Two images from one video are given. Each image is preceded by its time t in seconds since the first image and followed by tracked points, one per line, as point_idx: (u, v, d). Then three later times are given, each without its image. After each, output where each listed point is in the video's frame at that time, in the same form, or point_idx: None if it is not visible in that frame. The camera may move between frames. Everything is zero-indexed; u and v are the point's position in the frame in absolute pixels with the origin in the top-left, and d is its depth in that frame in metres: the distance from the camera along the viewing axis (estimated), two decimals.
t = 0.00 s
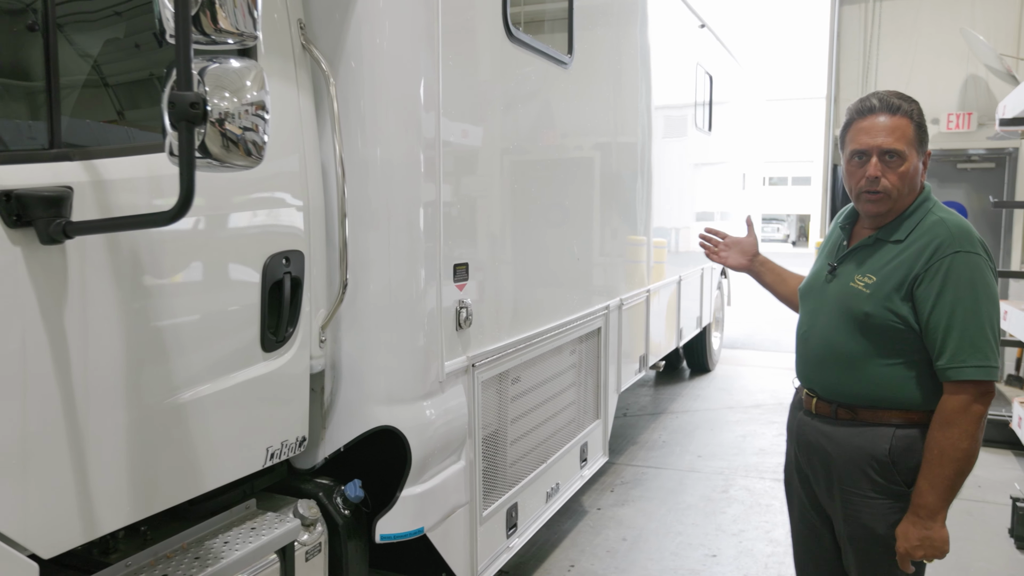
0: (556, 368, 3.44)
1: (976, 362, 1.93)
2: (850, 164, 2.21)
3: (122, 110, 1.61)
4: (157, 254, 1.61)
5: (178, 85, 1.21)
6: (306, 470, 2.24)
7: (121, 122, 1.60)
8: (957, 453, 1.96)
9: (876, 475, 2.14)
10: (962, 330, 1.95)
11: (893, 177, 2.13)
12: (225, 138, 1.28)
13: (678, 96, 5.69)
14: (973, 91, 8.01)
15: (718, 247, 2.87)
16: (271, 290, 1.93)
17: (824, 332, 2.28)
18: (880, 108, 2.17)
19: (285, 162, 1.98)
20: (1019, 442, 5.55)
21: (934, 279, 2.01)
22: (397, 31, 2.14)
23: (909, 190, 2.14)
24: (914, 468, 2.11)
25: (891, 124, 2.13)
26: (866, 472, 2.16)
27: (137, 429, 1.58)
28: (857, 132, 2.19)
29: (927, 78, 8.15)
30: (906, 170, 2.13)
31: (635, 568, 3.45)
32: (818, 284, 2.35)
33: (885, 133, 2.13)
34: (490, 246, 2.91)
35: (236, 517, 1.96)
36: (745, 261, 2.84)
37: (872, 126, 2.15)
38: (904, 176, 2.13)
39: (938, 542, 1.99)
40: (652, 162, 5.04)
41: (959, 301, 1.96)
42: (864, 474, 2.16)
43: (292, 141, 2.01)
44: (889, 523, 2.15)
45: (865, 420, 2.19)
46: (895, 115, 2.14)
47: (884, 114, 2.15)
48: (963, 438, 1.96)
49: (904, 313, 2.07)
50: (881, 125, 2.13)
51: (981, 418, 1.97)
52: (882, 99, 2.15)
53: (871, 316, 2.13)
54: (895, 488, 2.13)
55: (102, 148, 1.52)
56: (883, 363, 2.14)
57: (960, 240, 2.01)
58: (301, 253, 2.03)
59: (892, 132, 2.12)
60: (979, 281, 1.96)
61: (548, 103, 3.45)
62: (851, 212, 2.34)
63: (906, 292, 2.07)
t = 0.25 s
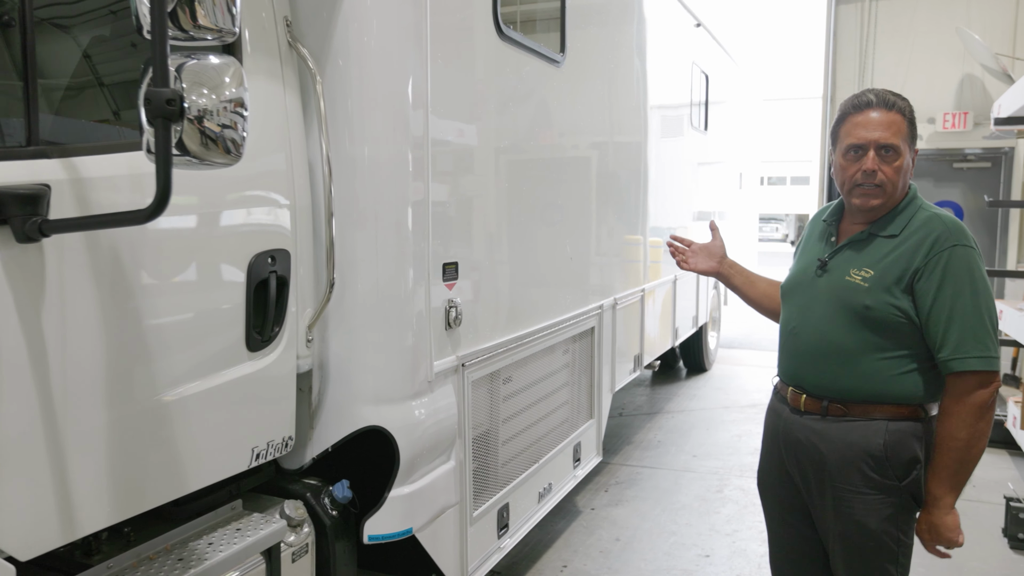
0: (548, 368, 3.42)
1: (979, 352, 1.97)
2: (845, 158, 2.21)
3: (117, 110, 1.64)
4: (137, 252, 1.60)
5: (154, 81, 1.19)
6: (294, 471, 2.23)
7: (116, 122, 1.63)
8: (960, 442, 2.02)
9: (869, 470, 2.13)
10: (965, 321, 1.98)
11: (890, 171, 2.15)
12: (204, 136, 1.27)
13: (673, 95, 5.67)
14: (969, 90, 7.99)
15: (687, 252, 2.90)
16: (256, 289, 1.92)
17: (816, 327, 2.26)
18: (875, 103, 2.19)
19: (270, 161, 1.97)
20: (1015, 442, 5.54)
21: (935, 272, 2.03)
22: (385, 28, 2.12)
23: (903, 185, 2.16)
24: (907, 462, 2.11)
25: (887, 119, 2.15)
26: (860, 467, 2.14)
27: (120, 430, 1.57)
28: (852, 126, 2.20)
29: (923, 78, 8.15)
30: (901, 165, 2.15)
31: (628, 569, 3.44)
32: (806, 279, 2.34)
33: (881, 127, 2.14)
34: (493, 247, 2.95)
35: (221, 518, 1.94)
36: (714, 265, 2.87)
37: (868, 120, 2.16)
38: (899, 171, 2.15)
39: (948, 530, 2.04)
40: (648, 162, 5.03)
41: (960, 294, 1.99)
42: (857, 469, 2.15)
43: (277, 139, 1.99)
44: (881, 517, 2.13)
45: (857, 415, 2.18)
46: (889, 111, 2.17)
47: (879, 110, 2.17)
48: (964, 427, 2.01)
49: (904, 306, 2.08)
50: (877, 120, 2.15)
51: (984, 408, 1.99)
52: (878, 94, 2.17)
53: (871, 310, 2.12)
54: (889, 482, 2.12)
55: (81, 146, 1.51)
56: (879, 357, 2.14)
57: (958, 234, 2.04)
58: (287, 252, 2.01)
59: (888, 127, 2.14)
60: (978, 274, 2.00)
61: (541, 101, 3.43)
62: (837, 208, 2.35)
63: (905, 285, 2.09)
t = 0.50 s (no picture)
0: (542, 367, 3.41)
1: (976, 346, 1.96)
2: (829, 155, 2.22)
3: (113, 109, 1.67)
4: (120, 251, 1.59)
5: (132, 77, 1.17)
6: (283, 470, 2.22)
7: (112, 121, 1.66)
8: (965, 435, 2.00)
9: (864, 467, 2.13)
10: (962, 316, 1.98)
11: (873, 165, 2.15)
12: (184, 133, 1.26)
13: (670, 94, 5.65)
14: (967, 90, 7.98)
15: (668, 255, 2.93)
16: (242, 288, 1.91)
17: (809, 325, 2.24)
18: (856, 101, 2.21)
19: (257, 159, 1.96)
20: (1011, 442, 5.53)
21: (929, 268, 2.02)
22: (373, 26, 2.10)
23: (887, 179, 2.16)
24: (900, 460, 2.10)
25: (868, 115, 2.16)
26: (855, 463, 2.13)
27: (102, 431, 1.56)
28: (834, 123, 2.21)
29: (920, 77, 8.13)
30: (884, 159, 2.15)
31: (621, 569, 3.43)
32: (796, 278, 2.32)
33: (863, 122, 2.16)
34: (483, 246, 2.90)
35: (208, 519, 1.92)
36: (693, 265, 2.90)
37: (850, 116, 2.17)
38: (883, 165, 2.15)
39: (952, 524, 2.01)
40: (644, 161, 5.01)
41: (955, 288, 1.99)
42: (852, 466, 2.14)
43: (265, 138, 1.98)
44: (874, 515, 2.12)
45: (851, 412, 2.18)
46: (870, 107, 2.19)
47: (860, 106, 2.19)
48: (970, 420, 2.00)
49: (899, 302, 2.07)
50: (858, 115, 2.17)
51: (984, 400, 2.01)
52: (858, 91, 2.19)
53: (866, 307, 2.11)
54: (882, 479, 2.12)
55: (65, 143, 1.51)
56: (873, 354, 2.13)
57: (948, 230, 2.05)
58: (275, 251, 2.00)
59: (870, 122, 2.15)
60: (971, 269, 2.00)
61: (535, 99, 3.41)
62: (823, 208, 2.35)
63: (898, 282, 2.08)
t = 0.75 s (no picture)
0: (535, 367, 3.40)
1: (966, 338, 1.96)
2: (809, 156, 2.22)
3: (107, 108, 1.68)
4: (105, 250, 1.58)
5: (112, 76, 1.18)
6: (274, 471, 2.23)
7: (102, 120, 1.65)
8: (952, 428, 2.00)
9: (861, 465, 2.12)
10: (952, 308, 1.97)
11: (854, 162, 2.15)
12: (166, 132, 1.25)
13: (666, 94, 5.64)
14: (963, 89, 7.98)
15: (658, 263, 2.92)
16: (230, 287, 1.91)
17: (800, 325, 2.24)
18: (831, 101, 2.22)
19: (246, 158, 1.95)
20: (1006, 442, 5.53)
21: (916, 263, 2.02)
22: (363, 24, 2.09)
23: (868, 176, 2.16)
24: (895, 456, 2.10)
25: (843, 114, 2.17)
26: (851, 462, 2.13)
27: (87, 431, 1.56)
28: (811, 124, 2.22)
29: (917, 77, 8.13)
30: (864, 156, 2.16)
31: (615, 569, 3.43)
32: (787, 279, 2.32)
33: (839, 122, 2.16)
34: (483, 246, 2.96)
35: (196, 520, 1.92)
36: (685, 272, 2.89)
37: (826, 117, 2.19)
38: (863, 162, 2.15)
39: (938, 517, 2.02)
40: (641, 161, 5.00)
41: (944, 281, 1.98)
42: (849, 464, 2.13)
43: (253, 137, 1.97)
44: (871, 513, 2.12)
45: (845, 410, 2.17)
46: (845, 106, 2.19)
47: (835, 106, 2.20)
48: (957, 413, 1.99)
49: (888, 298, 2.07)
50: (833, 115, 2.18)
51: (973, 393, 2.00)
52: (831, 92, 2.21)
53: (856, 305, 2.10)
54: (878, 476, 2.11)
55: (45, 142, 1.52)
56: (865, 352, 2.12)
57: (933, 223, 2.05)
58: (263, 250, 1.99)
59: (846, 120, 2.16)
60: (958, 261, 2.00)
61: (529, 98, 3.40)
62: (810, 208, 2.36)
63: (888, 278, 2.07)
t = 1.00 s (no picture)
0: (530, 367, 3.40)
1: (951, 336, 1.95)
2: (790, 161, 2.24)
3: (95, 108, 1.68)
4: (92, 250, 1.59)
5: (95, 74, 1.17)
6: (265, 470, 2.22)
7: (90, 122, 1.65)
8: (940, 426, 1.99)
9: (850, 464, 2.12)
10: (937, 306, 1.96)
11: (832, 167, 2.16)
12: (151, 131, 1.24)
13: (664, 94, 5.64)
14: (961, 88, 7.97)
15: (655, 276, 2.90)
16: (219, 286, 1.91)
17: (788, 327, 2.24)
18: (810, 105, 2.21)
19: (236, 157, 1.95)
20: (1003, 441, 5.54)
21: (901, 261, 2.02)
22: (353, 23, 2.09)
23: (848, 180, 2.16)
24: (886, 456, 2.10)
25: (822, 118, 2.17)
26: (842, 463, 2.12)
27: (74, 432, 1.55)
28: (791, 129, 2.23)
29: (914, 77, 8.13)
30: (843, 161, 2.16)
31: (610, 569, 3.42)
32: (777, 281, 2.33)
33: (817, 127, 2.16)
34: (481, 245, 2.98)
35: (186, 519, 1.92)
36: (682, 281, 2.89)
37: (806, 121, 2.18)
38: (843, 166, 2.16)
39: (926, 515, 2.01)
40: (638, 160, 4.99)
41: (929, 280, 1.98)
42: (839, 464, 2.13)
43: (243, 135, 1.97)
44: (862, 513, 2.12)
45: (837, 410, 2.17)
46: (825, 110, 2.18)
47: (815, 110, 2.19)
48: (944, 411, 1.99)
49: (874, 298, 2.07)
50: (813, 120, 2.17)
51: (959, 390, 2.00)
52: (810, 97, 2.20)
53: (842, 305, 2.11)
54: (867, 475, 2.11)
55: (31, 141, 1.51)
56: (852, 352, 2.12)
57: (917, 221, 2.04)
58: (253, 250, 2.00)
59: (825, 125, 2.16)
60: (943, 258, 1.99)
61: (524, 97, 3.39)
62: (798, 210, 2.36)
63: (874, 277, 2.07)
